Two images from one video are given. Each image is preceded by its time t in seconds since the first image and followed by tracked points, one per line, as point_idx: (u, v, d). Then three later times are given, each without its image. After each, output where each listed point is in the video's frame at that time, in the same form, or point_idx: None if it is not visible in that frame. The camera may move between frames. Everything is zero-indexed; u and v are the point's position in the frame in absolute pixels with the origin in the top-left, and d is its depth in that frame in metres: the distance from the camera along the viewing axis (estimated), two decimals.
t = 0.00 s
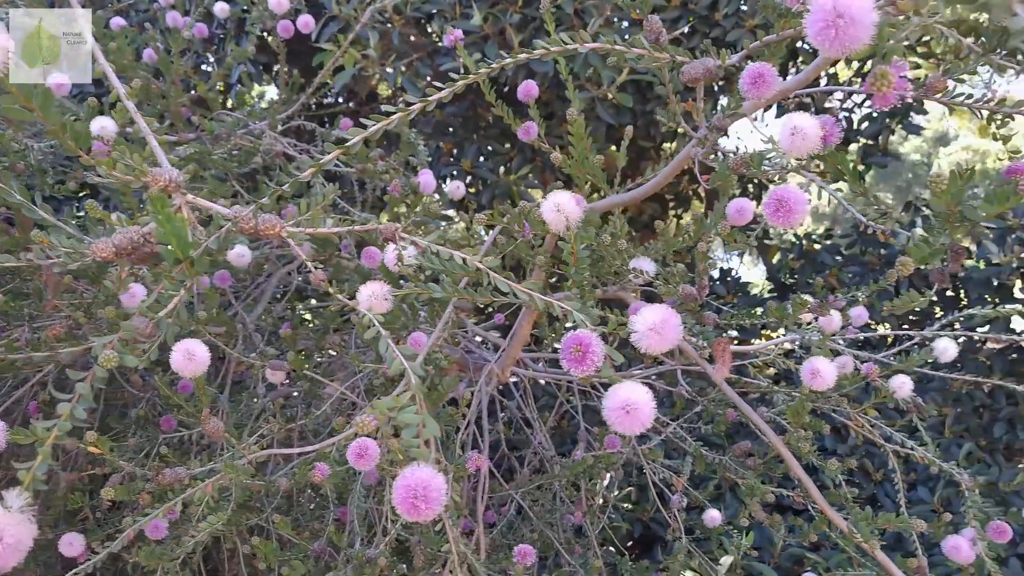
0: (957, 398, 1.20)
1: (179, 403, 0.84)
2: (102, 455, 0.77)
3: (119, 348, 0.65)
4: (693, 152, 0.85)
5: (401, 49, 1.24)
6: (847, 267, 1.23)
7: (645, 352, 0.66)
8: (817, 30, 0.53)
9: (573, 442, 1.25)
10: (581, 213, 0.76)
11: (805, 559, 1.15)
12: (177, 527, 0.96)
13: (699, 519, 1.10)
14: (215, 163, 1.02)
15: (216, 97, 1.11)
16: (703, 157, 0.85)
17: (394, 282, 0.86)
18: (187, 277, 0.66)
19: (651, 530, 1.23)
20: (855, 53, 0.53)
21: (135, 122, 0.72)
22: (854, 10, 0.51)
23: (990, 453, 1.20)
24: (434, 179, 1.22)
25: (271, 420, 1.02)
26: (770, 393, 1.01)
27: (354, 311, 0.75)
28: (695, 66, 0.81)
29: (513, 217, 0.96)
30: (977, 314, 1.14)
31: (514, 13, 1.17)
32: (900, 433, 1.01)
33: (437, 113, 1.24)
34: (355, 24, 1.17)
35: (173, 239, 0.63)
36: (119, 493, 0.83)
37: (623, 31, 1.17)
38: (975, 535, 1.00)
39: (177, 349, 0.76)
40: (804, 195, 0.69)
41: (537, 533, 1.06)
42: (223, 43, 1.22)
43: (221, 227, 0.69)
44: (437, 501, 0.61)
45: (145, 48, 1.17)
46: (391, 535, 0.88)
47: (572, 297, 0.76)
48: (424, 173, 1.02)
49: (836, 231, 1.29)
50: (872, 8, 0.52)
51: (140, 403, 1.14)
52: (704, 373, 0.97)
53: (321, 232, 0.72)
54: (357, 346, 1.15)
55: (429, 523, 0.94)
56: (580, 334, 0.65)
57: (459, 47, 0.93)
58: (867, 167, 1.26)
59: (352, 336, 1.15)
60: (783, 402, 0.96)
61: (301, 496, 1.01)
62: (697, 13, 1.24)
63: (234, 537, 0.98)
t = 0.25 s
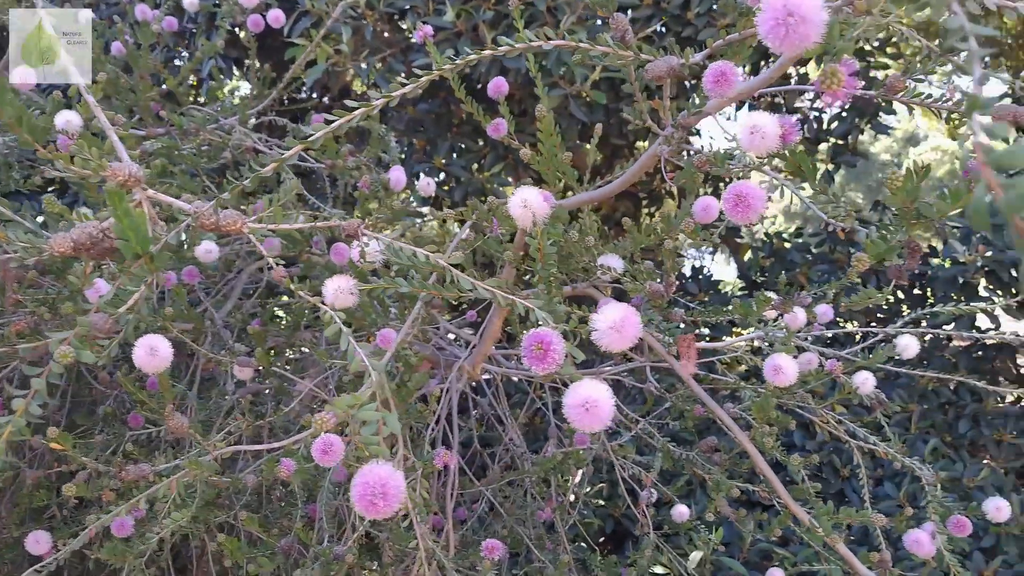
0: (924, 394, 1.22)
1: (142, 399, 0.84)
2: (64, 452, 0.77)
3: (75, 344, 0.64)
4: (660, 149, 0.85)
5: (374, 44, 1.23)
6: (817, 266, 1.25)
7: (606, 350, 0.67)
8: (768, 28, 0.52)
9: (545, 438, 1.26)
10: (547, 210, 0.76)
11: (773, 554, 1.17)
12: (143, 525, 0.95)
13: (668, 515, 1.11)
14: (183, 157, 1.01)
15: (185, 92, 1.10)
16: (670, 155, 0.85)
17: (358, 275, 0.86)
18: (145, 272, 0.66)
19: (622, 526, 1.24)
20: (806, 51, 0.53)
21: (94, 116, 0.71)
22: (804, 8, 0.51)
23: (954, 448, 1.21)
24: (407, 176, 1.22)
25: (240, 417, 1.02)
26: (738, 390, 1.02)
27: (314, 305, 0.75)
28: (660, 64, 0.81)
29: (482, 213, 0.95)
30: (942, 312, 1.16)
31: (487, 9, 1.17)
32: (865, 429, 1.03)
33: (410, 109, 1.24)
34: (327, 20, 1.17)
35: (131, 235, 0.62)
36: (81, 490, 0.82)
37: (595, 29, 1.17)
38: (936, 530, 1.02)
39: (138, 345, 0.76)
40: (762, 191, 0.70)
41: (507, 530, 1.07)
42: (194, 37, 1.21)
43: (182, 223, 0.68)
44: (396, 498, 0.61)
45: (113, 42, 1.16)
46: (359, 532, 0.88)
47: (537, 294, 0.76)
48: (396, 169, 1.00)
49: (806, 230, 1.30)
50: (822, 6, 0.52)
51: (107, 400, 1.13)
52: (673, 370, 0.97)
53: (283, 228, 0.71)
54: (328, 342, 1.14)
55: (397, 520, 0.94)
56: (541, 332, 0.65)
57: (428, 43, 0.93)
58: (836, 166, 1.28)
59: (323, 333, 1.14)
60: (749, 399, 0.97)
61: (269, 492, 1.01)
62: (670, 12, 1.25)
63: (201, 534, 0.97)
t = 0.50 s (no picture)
0: (897, 391, 1.23)
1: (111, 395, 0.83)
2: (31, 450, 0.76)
3: (38, 340, 0.63)
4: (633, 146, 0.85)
5: (352, 39, 1.23)
6: (793, 264, 1.26)
7: (574, 348, 0.67)
8: (729, 25, 0.54)
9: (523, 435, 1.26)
10: (518, 205, 0.76)
11: (748, 549, 1.18)
12: (115, 523, 0.94)
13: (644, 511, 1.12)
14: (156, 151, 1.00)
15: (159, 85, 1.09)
16: (643, 152, 0.85)
17: (331, 271, 0.85)
18: (110, 267, 0.65)
19: (599, 522, 1.25)
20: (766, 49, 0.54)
21: (59, 109, 0.70)
22: (764, 6, 0.52)
23: (926, 444, 1.23)
24: (385, 172, 1.21)
25: (214, 414, 1.01)
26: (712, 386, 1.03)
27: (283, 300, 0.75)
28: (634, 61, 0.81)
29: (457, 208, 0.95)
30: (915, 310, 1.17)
31: (465, 6, 1.16)
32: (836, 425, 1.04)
33: (388, 105, 1.23)
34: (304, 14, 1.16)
35: (94, 231, 0.61)
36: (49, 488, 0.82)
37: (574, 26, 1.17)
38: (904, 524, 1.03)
39: (105, 340, 0.75)
40: (728, 190, 0.71)
41: (483, 527, 1.07)
42: (169, 30, 1.20)
43: (147, 218, 0.68)
44: (362, 496, 0.61)
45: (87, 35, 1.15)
46: (332, 529, 0.88)
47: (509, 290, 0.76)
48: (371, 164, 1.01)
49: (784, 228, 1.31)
50: (781, 5, 0.53)
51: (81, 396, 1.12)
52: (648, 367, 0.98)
53: (251, 223, 0.71)
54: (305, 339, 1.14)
55: (371, 517, 0.94)
56: (509, 330, 0.65)
57: (403, 39, 0.93)
58: (813, 165, 1.29)
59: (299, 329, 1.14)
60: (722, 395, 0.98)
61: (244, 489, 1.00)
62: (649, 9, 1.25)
63: (175, 531, 0.97)
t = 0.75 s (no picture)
0: (877, 388, 1.24)
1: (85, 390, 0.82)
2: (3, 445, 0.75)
3: (8, 333, 0.63)
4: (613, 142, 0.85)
5: (335, 35, 1.22)
6: (775, 261, 1.27)
7: (549, 344, 0.67)
8: (702, 18, 0.54)
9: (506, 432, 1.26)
10: (495, 199, 0.77)
11: (729, 545, 1.18)
12: (91, 519, 0.94)
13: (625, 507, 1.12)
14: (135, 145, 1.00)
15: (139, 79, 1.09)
16: (623, 149, 0.85)
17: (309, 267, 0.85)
18: (81, 261, 0.65)
19: (582, 519, 1.25)
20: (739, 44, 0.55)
21: (31, 102, 0.69)
22: (736, 1, 0.52)
23: (906, 441, 1.24)
24: (368, 168, 1.21)
25: (193, 409, 1.01)
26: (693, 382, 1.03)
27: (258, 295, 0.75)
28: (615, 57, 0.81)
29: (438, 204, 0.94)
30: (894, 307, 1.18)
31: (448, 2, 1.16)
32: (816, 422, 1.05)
33: (372, 101, 1.23)
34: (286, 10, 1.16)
35: (65, 224, 0.61)
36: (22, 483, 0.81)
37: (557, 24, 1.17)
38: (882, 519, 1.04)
39: (78, 334, 0.75)
40: (706, 185, 0.71)
41: (464, 523, 1.07)
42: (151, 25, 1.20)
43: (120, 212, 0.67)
44: (333, 492, 0.61)
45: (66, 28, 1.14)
46: (310, 526, 0.87)
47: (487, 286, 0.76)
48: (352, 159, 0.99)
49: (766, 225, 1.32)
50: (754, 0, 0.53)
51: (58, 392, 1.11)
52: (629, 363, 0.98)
53: (226, 217, 0.70)
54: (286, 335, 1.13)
55: (350, 513, 0.94)
56: (484, 326, 0.65)
57: (384, 33, 0.92)
58: (795, 163, 1.30)
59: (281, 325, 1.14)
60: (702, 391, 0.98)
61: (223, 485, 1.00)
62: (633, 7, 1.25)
63: (152, 528, 0.96)
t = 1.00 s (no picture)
0: (861, 385, 1.25)
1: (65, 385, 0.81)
2: None
3: None
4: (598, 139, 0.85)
5: (322, 31, 1.22)
6: (760, 259, 1.27)
7: (532, 337, 0.67)
8: (685, 12, 0.54)
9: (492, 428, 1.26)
10: (475, 192, 0.78)
11: (714, 541, 1.19)
12: (71, 516, 0.93)
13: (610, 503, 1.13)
14: (117, 139, 0.99)
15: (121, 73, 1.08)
16: (608, 145, 0.85)
17: (293, 262, 0.85)
18: (59, 253, 0.64)
19: (567, 516, 1.25)
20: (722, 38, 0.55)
21: (9, 93, 0.68)
22: None
23: (889, 438, 1.25)
24: (354, 164, 1.20)
25: (175, 406, 1.00)
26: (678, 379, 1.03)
27: (237, 290, 0.75)
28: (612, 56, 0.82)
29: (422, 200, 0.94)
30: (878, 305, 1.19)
31: None
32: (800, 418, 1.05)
33: (358, 97, 1.23)
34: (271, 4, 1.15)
35: (42, 217, 0.60)
36: None
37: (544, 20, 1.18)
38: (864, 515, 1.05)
39: (58, 328, 0.74)
40: (691, 180, 0.71)
41: (449, 520, 1.07)
42: (134, 18, 1.19)
43: (99, 205, 0.66)
44: (314, 485, 0.60)
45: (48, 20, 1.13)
46: (294, 522, 0.87)
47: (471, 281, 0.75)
48: (337, 155, 0.98)
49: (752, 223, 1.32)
50: None
51: (39, 388, 1.10)
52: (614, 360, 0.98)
53: (207, 210, 0.70)
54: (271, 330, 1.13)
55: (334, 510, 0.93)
56: (466, 319, 0.65)
57: (368, 27, 0.92)
58: (781, 162, 1.30)
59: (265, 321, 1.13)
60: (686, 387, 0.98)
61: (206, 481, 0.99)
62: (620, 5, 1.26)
63: (134, 524, 0.95)
